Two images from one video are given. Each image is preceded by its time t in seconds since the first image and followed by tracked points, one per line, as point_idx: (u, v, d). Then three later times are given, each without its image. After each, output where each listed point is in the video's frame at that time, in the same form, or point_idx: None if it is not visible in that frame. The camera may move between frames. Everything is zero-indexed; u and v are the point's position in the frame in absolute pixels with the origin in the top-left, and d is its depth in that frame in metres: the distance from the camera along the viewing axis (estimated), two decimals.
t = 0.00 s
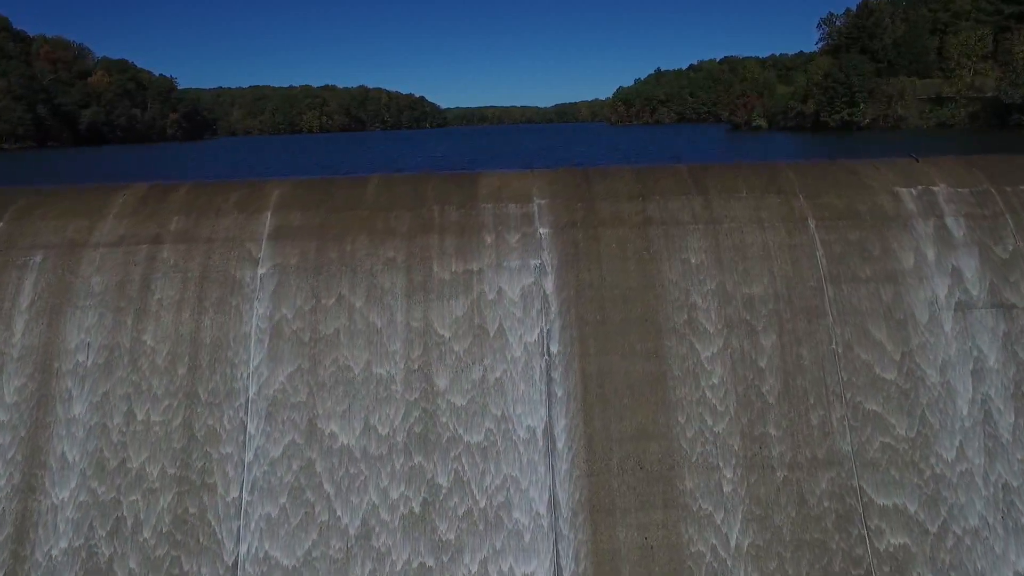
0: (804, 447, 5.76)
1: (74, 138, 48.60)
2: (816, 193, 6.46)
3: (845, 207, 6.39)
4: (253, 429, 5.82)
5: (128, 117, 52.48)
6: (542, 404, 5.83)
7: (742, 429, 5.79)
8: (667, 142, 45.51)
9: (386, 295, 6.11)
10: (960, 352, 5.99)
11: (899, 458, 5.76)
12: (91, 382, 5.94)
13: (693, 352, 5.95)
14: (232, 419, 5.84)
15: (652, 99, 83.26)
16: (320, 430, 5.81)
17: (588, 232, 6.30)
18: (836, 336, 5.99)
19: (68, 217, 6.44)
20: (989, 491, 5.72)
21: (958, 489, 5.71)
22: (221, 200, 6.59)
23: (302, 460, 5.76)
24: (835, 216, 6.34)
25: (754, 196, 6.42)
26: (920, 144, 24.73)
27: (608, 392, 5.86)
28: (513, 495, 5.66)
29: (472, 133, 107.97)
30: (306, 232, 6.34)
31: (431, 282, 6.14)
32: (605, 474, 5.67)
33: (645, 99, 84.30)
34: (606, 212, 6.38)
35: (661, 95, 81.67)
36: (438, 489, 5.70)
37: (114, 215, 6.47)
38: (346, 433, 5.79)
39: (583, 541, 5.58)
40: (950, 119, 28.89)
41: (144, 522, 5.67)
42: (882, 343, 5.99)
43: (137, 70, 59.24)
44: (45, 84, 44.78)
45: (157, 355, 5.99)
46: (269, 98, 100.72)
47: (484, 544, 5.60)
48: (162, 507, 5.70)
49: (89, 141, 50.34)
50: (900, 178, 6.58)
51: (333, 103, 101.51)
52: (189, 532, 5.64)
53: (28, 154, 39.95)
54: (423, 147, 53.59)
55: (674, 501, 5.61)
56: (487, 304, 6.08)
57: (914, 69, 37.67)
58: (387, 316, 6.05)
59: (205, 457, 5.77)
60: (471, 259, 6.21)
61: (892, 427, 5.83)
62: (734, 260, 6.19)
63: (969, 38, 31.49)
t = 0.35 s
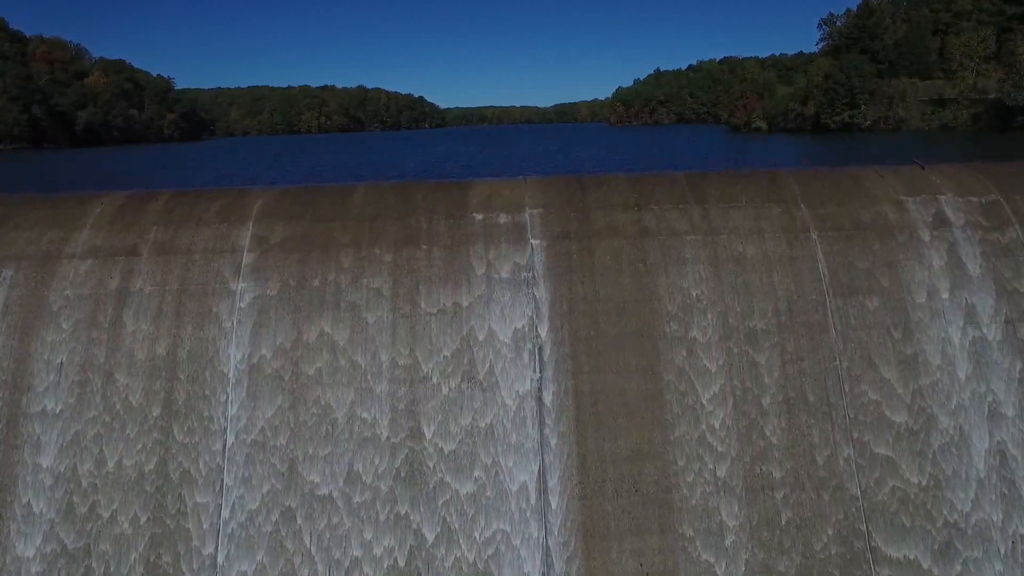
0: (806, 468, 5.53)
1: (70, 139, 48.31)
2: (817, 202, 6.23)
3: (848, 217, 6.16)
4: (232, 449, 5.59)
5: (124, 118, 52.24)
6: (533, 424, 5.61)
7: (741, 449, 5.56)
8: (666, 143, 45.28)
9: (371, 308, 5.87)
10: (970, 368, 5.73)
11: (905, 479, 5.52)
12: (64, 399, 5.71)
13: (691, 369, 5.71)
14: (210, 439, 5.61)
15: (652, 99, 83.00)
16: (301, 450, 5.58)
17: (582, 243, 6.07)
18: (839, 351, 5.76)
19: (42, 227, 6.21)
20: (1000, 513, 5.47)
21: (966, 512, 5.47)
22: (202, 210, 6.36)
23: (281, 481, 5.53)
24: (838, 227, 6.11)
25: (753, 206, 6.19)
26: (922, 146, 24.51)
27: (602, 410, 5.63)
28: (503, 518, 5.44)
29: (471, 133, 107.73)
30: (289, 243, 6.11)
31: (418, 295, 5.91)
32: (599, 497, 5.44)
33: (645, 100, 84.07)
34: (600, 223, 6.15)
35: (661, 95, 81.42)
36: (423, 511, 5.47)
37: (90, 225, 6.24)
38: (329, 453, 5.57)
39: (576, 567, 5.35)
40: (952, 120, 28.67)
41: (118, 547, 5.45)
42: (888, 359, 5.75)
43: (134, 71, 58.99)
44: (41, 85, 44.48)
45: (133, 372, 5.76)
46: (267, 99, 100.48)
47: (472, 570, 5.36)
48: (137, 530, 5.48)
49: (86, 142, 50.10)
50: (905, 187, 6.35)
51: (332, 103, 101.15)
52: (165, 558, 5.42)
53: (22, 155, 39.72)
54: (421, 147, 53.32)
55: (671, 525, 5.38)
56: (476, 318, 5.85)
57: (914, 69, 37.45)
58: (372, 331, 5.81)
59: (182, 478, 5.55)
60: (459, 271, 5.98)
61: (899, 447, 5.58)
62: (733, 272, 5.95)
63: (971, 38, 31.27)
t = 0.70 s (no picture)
0: (810, 491, 5.28)
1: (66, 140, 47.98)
2: (821, 211, 5.98)
3: (852, 226, 5.91)
4: (210, 470, 5.36)
5: (121, 118, 51.98)
6: (523, 445, 5.37)
7: (740, 471, 5.32)
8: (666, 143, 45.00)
9: (355, 322, 5.63)
10: (980, 386, 5.48)
11: (913, 502, 5.26)
12: (33, 418, 5.47)
13: (689, 387, 5.47)
14: (186, 460, 5.38)
15: (651, 99, 82.74)
16: (281, 472, 5.34)
17: (576, 254, 5.83)
18: (843, 367, 5.51)
19: (13, 238, 5.96)
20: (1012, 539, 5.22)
21: (977, 536, 5.21)
22: (180, 220, 6.12)
23: (260, 504, 5.30)
24: (842, 237, 5.86)
25: (754, 215, 5.95)
26: (924, 149, 24.27)
27: (595, 430, 5.39)
28: (491, 544, 5.20)
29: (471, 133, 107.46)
30: (270, 255, 5.87)
31: (404, 308, 5.67)
32: (591, 522, 5.20)
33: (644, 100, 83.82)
34: (594, 233, 5.90)
35: (660, 95, 81.16)
36: (408, 536, 5.24)
37: (62, 236, 5.99)
38: (310, 475, 5.34)
39: None
40: (954, 122, 28.41)
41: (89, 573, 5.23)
42: (893, 376, 5.51)
43: (131, 71, 58.70)
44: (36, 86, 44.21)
45: (105, 390, 5.52)
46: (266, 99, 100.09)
47: None
48: (108, 556, 5.25)
49: (82, 142, 49.83)
50: (911, 195, 6.11)
51: (331, 103, 100.87)
52: None
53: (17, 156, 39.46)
54: (420, 148, 53.00)
55: (667, 552, 5.14)
56: (465, 332, 5.61)
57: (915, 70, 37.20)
58: (356, 346, 5.57)
59: (156, 501, 5.32)
60: (447, 284, 5.74)
61: (905, 468, 5.34)
62: (733, 285, 5.71)
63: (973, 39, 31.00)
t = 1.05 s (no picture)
0: (815, 515, 5.00)
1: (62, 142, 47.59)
2: (823, 221, 5.75)
3: (856, 237, 5.68)
4: (182, 493, 5.07)
5: (118, 120, 51.72)
6: (512, 467, 5.10)
7: (741, 495, 5.05)
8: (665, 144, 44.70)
9: (337, 338, 5.37)
10: (993, 403, 5.21)
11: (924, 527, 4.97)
12: None
13: (686, 406, 5.21)
14: (156, 484, 5.09)
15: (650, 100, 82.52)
16: (256, 497, 5.05)
17: (568, 266, 5.58)
18: (849, 385, 5.25)
19: None
20: None
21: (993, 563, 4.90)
22: (154, 230, 5.85)
23: (233, 531, 5.00)
24: (845, 248, 5.62)
25: (754, 226, 5.72)
26: (927, 151, 23.99)
27: (588, 452, 5.12)
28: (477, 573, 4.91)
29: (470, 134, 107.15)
30: (248, 266, 5.62)
31: (388, 323, 5.41)
32: (584, 549, 4.93)
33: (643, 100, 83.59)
34: (587, 244, 5.67)
35: (659, 96, 80.94)
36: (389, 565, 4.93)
37: (31, 246, 5.72)
38: (287, 499, 5.04)
39: None
40: (957, 123, 28.15)
41: None
42: (902, 394, 5.24)
43: (128, 72, 58.46)
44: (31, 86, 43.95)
45: (73, 409, 5.25)
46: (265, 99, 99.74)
47: None
48: None
49: (78, 143, 49.54)
50: (918, 203, 5.86)
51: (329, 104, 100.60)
52: None
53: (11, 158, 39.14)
54: (418, 149, 52.71)
55: None
56: (452, 348, 5.35)
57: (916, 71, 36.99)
58: (337, 362, 5.31)
59: (123, 528, 5.00)
60: (432, 298, 5.48)
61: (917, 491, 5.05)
62: (732, 298, 5.47)
63: (975, 39, 30.70)
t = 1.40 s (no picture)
0: (819, 546, 4.74)
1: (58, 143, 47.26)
2: (828, 232, 5.48)
3: (862, 249, 5.41)
4: (153, 521, 4.81)
5: (114, 120, 51.39)
6: (500, 493, 4.84)
7: (741, 523, 4.79)
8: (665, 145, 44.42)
9: (316, 356, 5.10)
10: (1006, 425, 4.96)
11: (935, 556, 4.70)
12: None
13: (684, 429, 4.94)
14: (127, 511, 4.85)
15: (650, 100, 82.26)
16: (231, 525, 4.81)
17: (561, 280, 5.31)
18: (855, 406, 4.98)
19: None
20: None
21: None
22: (126, 241, 5.56)
23: (206, 562, 4.75)
24: (851, 261, 5.35)
25: (755, 237, 5.45)
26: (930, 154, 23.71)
27: (581, 478, 4.86)
28: None
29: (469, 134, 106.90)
30: (223, 280, 5.34)
31: (370, 340, 5.14)
32: None
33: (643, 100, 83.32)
34: (580, 256, 5.40)
35: (659, 96, 80.66)
36: None
37: None
38: (265, 527, 4.80)
39: None
40: (960, 125, 27.91)
41: None
42: (912, 415, 4.96)
43: (125, 71, 58.11)
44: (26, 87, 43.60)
45: (39, 432, 4.98)
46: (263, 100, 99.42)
47: None
48: None
49: (74, 144, 49.21)
50: (928, 212, 5.58)
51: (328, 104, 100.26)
52: None
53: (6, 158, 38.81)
54: (416, 149, 52.52)
55: None
56: (437, 367, 5.08)
57: (918, 71, 36.73)
58: (317, 382, 5.04)
59: (93, 558, 4.78)
60: (417, 314, 5.21)
61: (928, 518, 4.77)
62: (732, 314, 5.19)
63: (978, 39, 30.30)
